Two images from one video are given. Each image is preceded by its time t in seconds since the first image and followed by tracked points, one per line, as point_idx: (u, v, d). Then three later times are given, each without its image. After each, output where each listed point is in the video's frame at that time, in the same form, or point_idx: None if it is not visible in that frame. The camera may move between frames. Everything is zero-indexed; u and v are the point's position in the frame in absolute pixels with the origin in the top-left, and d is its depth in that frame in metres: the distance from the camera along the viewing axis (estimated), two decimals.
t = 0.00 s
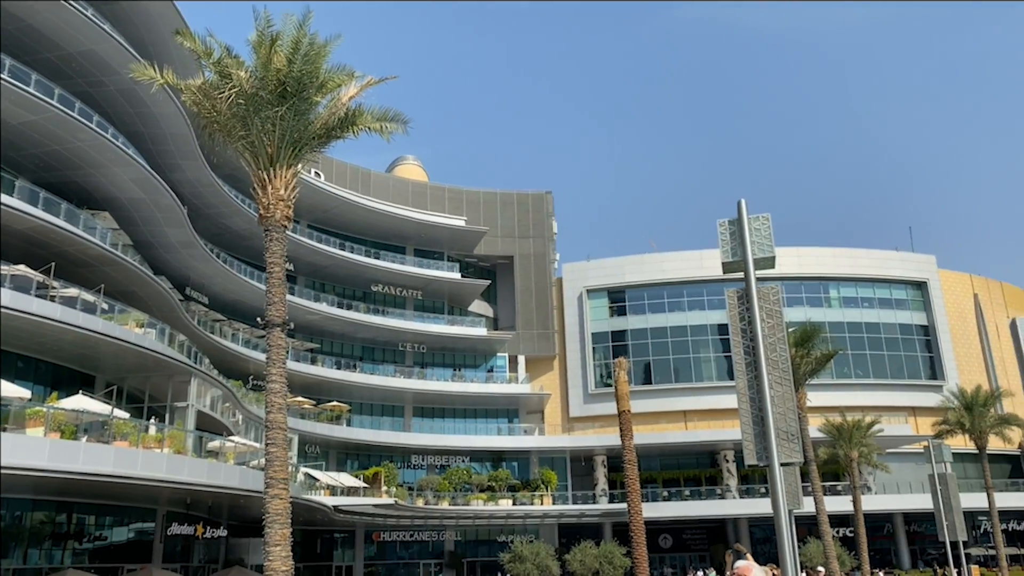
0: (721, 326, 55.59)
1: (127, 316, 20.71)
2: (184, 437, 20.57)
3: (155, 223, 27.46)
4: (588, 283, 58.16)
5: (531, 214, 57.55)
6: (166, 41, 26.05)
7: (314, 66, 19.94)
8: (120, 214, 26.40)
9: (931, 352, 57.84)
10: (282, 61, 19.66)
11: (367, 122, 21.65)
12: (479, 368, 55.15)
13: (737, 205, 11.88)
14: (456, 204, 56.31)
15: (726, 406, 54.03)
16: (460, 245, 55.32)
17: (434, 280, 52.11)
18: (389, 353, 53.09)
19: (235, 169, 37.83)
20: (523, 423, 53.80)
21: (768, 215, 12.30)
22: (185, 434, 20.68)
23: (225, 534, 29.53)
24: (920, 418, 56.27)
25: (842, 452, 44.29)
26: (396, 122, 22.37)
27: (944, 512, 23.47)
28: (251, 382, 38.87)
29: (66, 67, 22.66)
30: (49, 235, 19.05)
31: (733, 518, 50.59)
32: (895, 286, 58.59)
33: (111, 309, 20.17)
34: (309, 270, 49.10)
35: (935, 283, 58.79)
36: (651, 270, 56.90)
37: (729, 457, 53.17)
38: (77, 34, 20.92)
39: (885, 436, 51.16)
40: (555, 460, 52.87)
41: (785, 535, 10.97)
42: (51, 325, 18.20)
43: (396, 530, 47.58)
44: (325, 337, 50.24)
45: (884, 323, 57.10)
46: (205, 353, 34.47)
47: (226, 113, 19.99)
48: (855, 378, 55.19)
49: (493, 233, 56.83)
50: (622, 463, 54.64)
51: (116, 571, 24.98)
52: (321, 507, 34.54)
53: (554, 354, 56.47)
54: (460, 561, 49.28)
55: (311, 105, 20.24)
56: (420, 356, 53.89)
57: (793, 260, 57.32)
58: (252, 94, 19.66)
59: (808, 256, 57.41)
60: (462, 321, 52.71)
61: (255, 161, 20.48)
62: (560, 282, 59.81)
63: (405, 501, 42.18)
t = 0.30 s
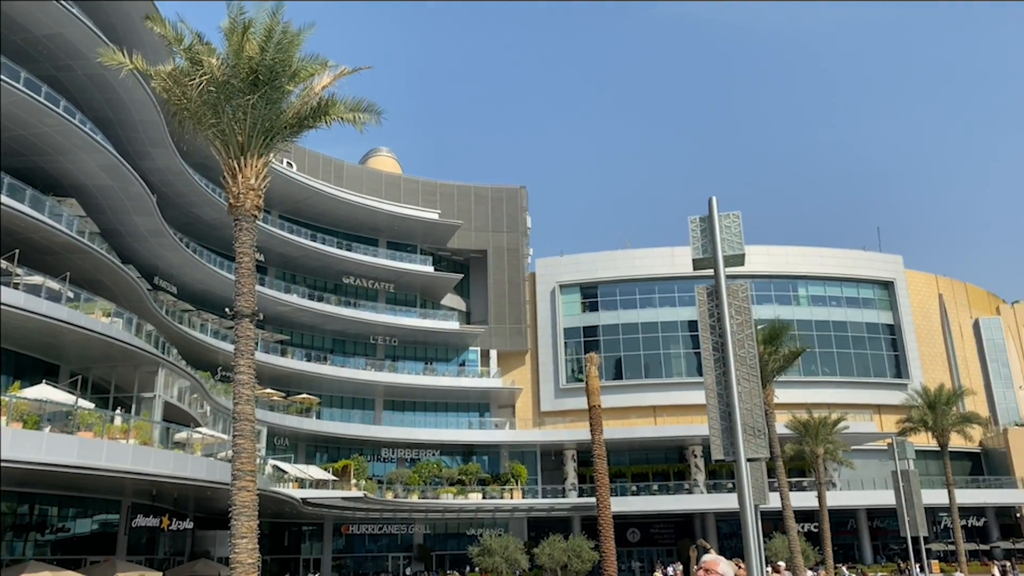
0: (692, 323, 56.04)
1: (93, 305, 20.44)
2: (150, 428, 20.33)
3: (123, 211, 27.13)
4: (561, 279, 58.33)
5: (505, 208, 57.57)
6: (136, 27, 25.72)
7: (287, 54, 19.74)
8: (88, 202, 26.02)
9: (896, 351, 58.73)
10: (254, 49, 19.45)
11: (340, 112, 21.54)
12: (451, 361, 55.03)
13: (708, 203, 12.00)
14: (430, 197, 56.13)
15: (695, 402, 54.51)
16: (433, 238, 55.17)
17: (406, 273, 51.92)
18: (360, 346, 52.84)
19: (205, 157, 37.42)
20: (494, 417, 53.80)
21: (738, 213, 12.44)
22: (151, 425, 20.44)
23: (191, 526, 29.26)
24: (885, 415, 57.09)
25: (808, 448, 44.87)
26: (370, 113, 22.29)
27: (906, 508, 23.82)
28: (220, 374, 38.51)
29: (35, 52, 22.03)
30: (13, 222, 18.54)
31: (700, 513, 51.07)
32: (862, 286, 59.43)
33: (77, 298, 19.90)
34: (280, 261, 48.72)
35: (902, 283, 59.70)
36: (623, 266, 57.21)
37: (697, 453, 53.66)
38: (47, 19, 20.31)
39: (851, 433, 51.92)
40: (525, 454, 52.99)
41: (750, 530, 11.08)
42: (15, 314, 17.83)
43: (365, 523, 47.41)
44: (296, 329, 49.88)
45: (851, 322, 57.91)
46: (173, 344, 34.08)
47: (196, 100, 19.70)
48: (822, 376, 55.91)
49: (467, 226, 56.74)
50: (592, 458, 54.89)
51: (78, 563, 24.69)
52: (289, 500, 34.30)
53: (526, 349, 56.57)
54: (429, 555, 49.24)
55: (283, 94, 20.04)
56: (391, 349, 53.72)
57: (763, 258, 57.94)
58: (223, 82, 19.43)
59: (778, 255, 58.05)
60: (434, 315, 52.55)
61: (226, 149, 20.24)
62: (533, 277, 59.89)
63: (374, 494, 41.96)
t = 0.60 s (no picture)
0: (660, 317, 56.42)
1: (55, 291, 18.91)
2: (112, 417, 20.03)
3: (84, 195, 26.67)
4: (531, 271, 58.37)
5: (476, 200, 57.47)
6: (100, 8, 25.24)
7: (255, 39, 19.45)
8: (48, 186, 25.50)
9: (859, 347, 59.66)
10: (222, 33, 19.14)
11: (308, 99, 21.37)
12: (419, 353, 54.74)
13: (677, 197, 12.02)
14: (401, 187, 55.79)
15: (662, 395, 54.95)
16: (402, 229, 54.90)
17: (375, 263, 51.64)
18: (328, 337, 52.46)
19: (171, 143, 36.86)
20: (463, 409, 53.77)
21: (706, 208, 12.48)
22: (113, 414, 20.15)
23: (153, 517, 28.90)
24: (848, 410, 57.99)
25: (772, 441, 45.47)
26: (338, 101, 22.14)
27: (866, 501, 24.17)
28: (185, 363, 38.05)
29: None
30: None
31: (665, 505, 51.57)
32: (827, 282, 60.25)
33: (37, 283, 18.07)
34: (247, 249, 48.16)
35: (866, 280, 60.60)
36: (593, 259, 57.40)
37: (663, 445, 54.13)
38: None
39: (813, 427, 52.71)
40: (493, 446, 53.08)
41: (713, 522, 11.16)
42: None
43: (331, 514, 47.18)
44: (263, 318, 49.35)
45: (816, 318, 58.72)
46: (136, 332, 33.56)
47: (161, 84, 19.22)
48: (786, 370, 56.59)
49: (437, 217, 56.52)
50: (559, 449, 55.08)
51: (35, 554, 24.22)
52: (253, 491, 33.98)
53: (495, 341, 56.58)
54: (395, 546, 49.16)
55: (252, 79, 19.76)
56: (359, 340, 53.40)
57: (730, 253, 58.48)
58: (190, 66, 19.07)
59: (745, 250, 58.62)
60: (403, 306, 52.32)
61: (192, 135, 19.93)
62: (503, 270, 59.87)
63: (340, 485, 41.76)
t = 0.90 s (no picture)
0: (626, 309, 56.75)
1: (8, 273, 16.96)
2: (70, 404, 19.11)
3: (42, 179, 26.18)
4: (499, 262, 58.32)
5: (444, 190, 57.29)
6: None
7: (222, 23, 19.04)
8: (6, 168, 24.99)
9: (820, 341, 60.57)
10: (186, 15, 18.65)
11: (274, 84, 21.20)
12: (385, 343, 54.33)
13: (644, 189, 12.07)
14: (368, 175, 55.35)
15: (627, 386, 55.33)
16: (369, 218, 54.50)
17: (341, 252, 51.24)
18: (292, 325, 51.94)
19: (133, 125, 36.19)
20: (428, 399, 53.67)
21: (672, 201, 12.53)
22: (72, 402, 19.24)
23: (111, 506, 28.44)
24: (808, 403, 58.88)
25: (734, 433, 46.00)
26: (305, 87, 21.97)
27: (825, 493, 24.41)
28: (145, 350, 37.46)
29: None
30: None
31: (628, 496, 52.01)
32: (791, 277, 61.02)
33: None
34: (211, 236, 47.48)
35: (828, 275, 61.49)
36: (561, 251, 57.53)
37: (627, 436, 54.55)
38: None
39: (775, 419, 53.48)
40: (458, 436, 53.09)
41: (674, 511, 11.27)
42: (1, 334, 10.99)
43: (294, 504, 46.84)
44: (225, 306, 48.70)
45: (778, 311, 59.47)
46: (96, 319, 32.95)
47: (122, 66, 18.71)
48: (749, 363, 57.28)
49: (405, 206, 56.22)
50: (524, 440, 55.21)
51: None
52: (215, 480, 33.61)
53: (462, 331, 56.50)
54: (358, 536, 48.97)
55: (216, 63, 19.40)
56: (324, 329, 52.97)
57: (696, 246, 58.97)
58: (152, 48, 18.64)
59: (711, 244, 59.12)
60: (369, 295, 51.96)
61: (153, 118, 19.59)
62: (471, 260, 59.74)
63: (303, 475, 41.46)
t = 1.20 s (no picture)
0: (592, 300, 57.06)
1: None
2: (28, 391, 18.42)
3: None
4: (465, 252, 58.23)
5: (411, 178, 57.01)
6: None
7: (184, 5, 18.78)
8: None
9: (782, 333, 61.47)
10: None
11: (237, 68, 21.08)
12: (350, 332, 54.11)
13: (610, 181, 12.14)
14: (333, 163, 54.89)
15: (591, 377, 55.68)
16: (335, 206, 54.06)
17: (306, 240, 50.77)
18: (255, 314, 51.39)
19: (93, 108, 35.47)
20: (393, 389, 53.52)
21: (637, 193, 12.63)
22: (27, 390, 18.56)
23: (68, 495, 27.95)
24: (769, 394, 59.78)
25: (696, 424, 46.54)
26: (268, 71, 21.94)
27: (784, 484, 24.73)
28: (104, 338, 36.83)
29: None
30: None
31: (592, 485, 52.43)
32: (754, 270, 61.80)
33: None
34: (172, 222, 46.74)
35: (790, 269, 62.36)
36: (527, 242, 57.60)
37: (591, 426, 54.95)
38: None
39: (736, 411, 54.25)
40: (423, 426, 53.05)
41: (636, 500, 11.40)
42: None
43: (255, 494, 46.46)
44: (187, 294, 48.00)
45: (741, 304, 60.20)
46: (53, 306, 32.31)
47: (79, 48, 17.70)
48: (711, 354, 57.96)
49: (371, 195, 55.85)
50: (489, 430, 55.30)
51: None
52: (176, 469, 33.23)
53: (427, 322, 56.39)
54: (321, 526, 48.76)
55: (179, 46, 19.09)
56: (287, 318, 52.51)
57: (661, 239, 59.41)
58: (112, 29, 17.86)
59: (676, 237, 59.65)
60: (334, 284, 51.60)
61: (113, 101, 19.20)
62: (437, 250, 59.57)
63: (266, 465, 41.15)
